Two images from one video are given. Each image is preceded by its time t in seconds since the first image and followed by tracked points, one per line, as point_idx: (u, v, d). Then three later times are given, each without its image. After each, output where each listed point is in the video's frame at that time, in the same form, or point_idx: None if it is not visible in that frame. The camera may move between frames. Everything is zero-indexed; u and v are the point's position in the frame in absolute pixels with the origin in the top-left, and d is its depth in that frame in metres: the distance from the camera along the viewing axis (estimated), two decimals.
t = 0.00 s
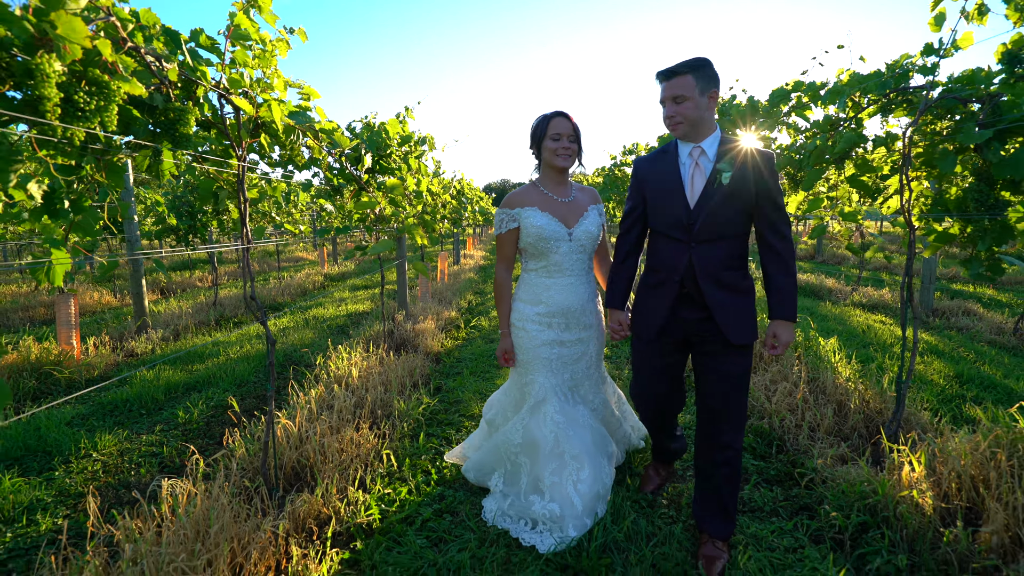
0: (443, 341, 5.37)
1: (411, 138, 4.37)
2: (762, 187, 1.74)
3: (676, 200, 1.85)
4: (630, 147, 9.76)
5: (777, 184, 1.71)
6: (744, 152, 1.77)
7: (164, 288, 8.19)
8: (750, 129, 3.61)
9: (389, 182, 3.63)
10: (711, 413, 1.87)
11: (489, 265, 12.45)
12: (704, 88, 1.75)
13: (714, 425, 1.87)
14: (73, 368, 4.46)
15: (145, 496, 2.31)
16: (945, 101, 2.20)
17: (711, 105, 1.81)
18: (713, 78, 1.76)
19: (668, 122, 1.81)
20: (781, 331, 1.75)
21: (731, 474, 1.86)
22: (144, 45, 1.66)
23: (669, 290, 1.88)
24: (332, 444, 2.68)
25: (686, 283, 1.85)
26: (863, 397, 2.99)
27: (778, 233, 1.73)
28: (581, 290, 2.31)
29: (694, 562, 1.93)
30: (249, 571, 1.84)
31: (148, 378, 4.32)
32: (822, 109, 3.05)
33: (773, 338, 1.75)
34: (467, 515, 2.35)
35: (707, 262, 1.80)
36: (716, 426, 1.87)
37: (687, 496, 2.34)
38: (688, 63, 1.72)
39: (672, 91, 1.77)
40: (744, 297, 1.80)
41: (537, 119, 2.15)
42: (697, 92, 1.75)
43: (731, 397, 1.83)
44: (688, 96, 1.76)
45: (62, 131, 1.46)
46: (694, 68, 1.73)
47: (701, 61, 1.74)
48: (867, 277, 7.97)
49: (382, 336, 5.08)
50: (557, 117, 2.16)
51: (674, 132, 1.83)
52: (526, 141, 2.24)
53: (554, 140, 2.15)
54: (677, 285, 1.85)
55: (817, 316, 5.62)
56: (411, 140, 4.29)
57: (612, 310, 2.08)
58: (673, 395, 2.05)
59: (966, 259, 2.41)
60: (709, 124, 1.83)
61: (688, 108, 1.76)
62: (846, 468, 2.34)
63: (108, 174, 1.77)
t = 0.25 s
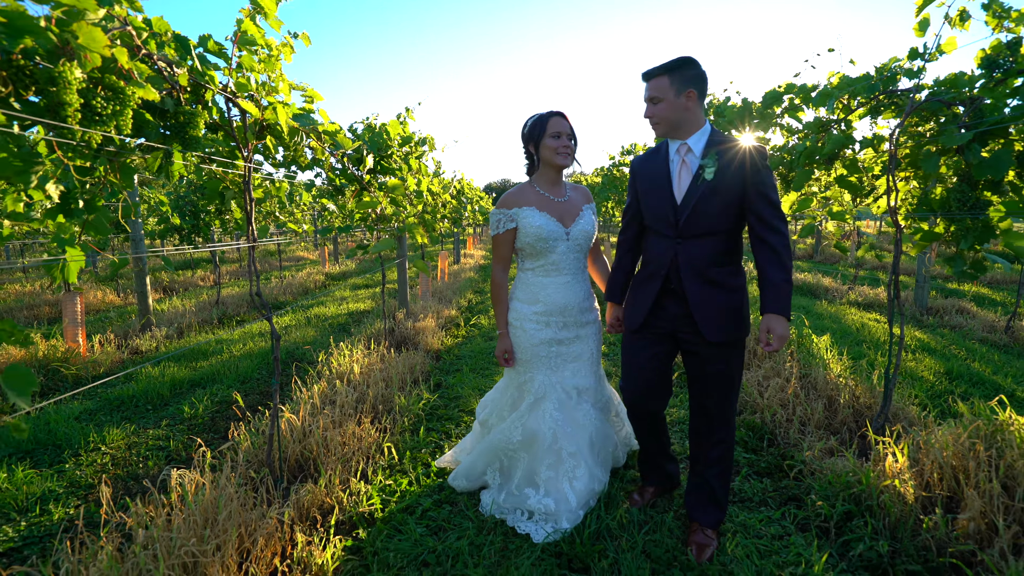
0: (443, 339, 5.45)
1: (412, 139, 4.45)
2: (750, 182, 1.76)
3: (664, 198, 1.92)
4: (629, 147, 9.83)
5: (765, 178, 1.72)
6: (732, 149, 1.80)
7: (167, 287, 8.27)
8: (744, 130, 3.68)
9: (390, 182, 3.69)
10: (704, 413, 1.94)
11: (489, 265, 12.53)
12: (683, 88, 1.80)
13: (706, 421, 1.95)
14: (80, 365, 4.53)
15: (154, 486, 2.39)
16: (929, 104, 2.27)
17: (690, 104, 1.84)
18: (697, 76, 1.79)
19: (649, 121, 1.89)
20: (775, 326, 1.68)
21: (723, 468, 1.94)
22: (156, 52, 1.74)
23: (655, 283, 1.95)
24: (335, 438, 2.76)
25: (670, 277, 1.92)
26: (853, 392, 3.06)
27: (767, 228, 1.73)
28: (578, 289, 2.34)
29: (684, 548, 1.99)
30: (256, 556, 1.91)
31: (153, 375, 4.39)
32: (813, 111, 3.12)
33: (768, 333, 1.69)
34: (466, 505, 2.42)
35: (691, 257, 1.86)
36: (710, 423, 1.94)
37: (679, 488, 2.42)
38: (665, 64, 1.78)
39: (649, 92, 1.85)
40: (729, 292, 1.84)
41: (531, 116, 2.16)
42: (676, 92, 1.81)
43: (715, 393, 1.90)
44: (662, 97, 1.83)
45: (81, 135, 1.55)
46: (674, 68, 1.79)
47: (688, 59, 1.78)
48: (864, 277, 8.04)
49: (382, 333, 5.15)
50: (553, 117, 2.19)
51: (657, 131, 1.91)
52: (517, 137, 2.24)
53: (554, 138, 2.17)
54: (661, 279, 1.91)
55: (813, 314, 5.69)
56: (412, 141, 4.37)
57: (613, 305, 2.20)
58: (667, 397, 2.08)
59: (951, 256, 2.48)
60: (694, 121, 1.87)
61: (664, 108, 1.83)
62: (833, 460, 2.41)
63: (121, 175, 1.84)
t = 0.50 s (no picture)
0: (443, 337, 5.52)
1: (412, 140, 4.52)
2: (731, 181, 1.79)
3: (650, 199, 1.99)
4: (627, 147, 9.91)
5: (743, 178, 1.75)
6: (714, 149, 1.84)
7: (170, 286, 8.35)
8: (738, 131, 3.74)
9: (392, 183, 3.71)
10: (691, 410, 2.01)
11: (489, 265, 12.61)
12: (663, 92, 1.85)
13: (693, 417, 2.02)
14: (86, 362, 4.61)
15: (162, 478, 2.46)
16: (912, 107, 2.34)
17: (670, 107, 1.88)
18: (677, 79, 1.83)
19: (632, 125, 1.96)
20: (744, 322, 1.71)
21: (711, 462, 2.00)
22: (167, 58, 1.82)
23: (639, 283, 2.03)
24: (337, 432, 2.83)
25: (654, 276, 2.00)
26: (843, 388, 3.13)
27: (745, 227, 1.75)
28: (574, 286, 2.37)
29: (674, 536, 2.06)
30: (261, 542, 1.99)
31: (158, 372, 4.47)
32: (804, 113, 3.18)
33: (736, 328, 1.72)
34: (465, 496, 2.50)
35: (672, 258, 1.92)
36: (699, 421, 2.00)
37: (671, 480, 2.49)
38: (644, 70, 1.83)
39: (631, 98, 1.91)
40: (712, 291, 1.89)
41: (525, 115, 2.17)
42: (656, 96, 1.85)
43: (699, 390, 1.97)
44: (642, 102, 1.88)
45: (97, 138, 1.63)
46: (653, 73, 1.83)
47: (669, 62, 1.82)
48: (860, 276, 8.12)
49: (383, 332, 5.23)
50: (549, 117, 2.20)
51: (641, 135, 1.97)
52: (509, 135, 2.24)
53: (552, 139, 2.19)
54: (643, 279, 1.99)
55: (808, 313, 5.75)
56: (412, 142, 4.44)
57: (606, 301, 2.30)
58: (658, 394, 2.14)
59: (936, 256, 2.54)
60: (677, 123, 1.91)
61: (644, 113, 1.88)
62: (821, 453, 2.48)
63: (131, 176, 1.91)
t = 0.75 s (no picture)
0: (443, 335, 5.60)
1: (413, 141, 4.60)
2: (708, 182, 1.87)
3: (636, 200, 2.07)
4: (626, 148, 10.00)
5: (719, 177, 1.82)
6: (694, 152, 1.91)
7: (173, 285, 8.43)
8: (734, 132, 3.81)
9: (393, 184, 3.82)
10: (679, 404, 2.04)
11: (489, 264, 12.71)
12: (645, 97, 1.90)
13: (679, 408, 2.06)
14: (92, 359, 4.69)
15: (171, 470, 2.54)
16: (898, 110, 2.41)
17: (653, 112, 1.94)
18: (659, 84, 1.88)
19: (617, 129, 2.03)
20: (697, 315, 1.80)
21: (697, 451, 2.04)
22: (178, 63, 1.89)
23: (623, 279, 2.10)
24: (340, 426, 2.91)
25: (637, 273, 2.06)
26: (834, 384, 3.20)
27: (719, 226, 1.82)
28: (571, 282, 2.39)
29: (666, 525, 2.13)
30: (268, 530, 2.06)
31: (163, 369, 4.55)
32: (796, 116, 3.25)
33: (685, 320, 1.83)
34: (464, 488, 2.57)
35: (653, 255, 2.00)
36: (687, 413, 2.03)
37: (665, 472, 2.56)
38: (626, 77, 1.89)
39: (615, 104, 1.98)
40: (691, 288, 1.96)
41: (520, 116, 2.21)
42: (638, 101, 1.91)
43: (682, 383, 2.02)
44: (625, 109, 1.94)
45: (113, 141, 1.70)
46: (635, 79, 1.89)
47: (652, 68, 1.88)
48: (857, 274, 8.19)
49: (385, 330, 5.31)
50: (546, 120, 2.24)
51: (626, 138, 2.04)
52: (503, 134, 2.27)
53: (550, 140, 2.22)
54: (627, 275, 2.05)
55: (804, 312, 5.83)
56: (413, 143, 4.51)
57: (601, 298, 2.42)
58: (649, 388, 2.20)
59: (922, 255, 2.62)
60: (661, 126, 1.97)
61: (627, 119, 1.95)
62: (810, 447, 2.55)
63: (143, 177, 1.97)
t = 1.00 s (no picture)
0: (444, 334, 5.67)
1: (414, 142, 4.67)
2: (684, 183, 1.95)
3: (622, 201, 2.16)
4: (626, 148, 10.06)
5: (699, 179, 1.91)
6: (674, 154, 1.99)
7: (177, 284, 8.51)
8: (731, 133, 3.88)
9: (395, 184, 3.90)
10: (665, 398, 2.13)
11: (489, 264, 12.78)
12: (631, 103, 1.97)
13: (666, 401, 2.13)
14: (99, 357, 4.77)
15: (180, 462, 2.61)
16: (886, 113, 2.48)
17: (639, 119, 2.01)
18: (644, 90, 1.96)
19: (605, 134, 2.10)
20: (645, 305, 1.92)
21: (685, 440, 2.11)
22: (190, 69, 1.96)
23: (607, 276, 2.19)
24: (343, 421, 2.98)
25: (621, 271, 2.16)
26: (828, 380, 3.26)
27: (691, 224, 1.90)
28: (571, 279, 2.42)
29: (660, 515, 2.20)
30: (276, 520, 2.13)
31: (169, 366, 4.63)
32: (791, 118, 3.32)
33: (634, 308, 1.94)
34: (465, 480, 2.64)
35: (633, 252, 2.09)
36: (675, 406, 2.12)
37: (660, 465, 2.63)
38: (612, 85, 1.97)
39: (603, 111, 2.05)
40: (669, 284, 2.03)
41: (518, 118, 2.26)
42: (624, 108, 1.98)
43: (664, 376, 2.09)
44: (613, 115, 2.01)
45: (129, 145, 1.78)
46: (621, 86, 1.97)
47: (635, 75, 1.96)
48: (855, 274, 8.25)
49: (386, 328, 5.39)
50: (544, 122, 2.26)
51: (613, 143, 2.12)
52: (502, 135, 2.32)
53: (549, 142, 2.24)
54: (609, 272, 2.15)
55: (801, 311, 5.89)
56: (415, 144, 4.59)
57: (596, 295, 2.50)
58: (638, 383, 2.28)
59: (911, 255, 2.68)
60: (647, 130, 2.04)
61: (613, 124, 2.02)
62: (801, 441, 2.62)
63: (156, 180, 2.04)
